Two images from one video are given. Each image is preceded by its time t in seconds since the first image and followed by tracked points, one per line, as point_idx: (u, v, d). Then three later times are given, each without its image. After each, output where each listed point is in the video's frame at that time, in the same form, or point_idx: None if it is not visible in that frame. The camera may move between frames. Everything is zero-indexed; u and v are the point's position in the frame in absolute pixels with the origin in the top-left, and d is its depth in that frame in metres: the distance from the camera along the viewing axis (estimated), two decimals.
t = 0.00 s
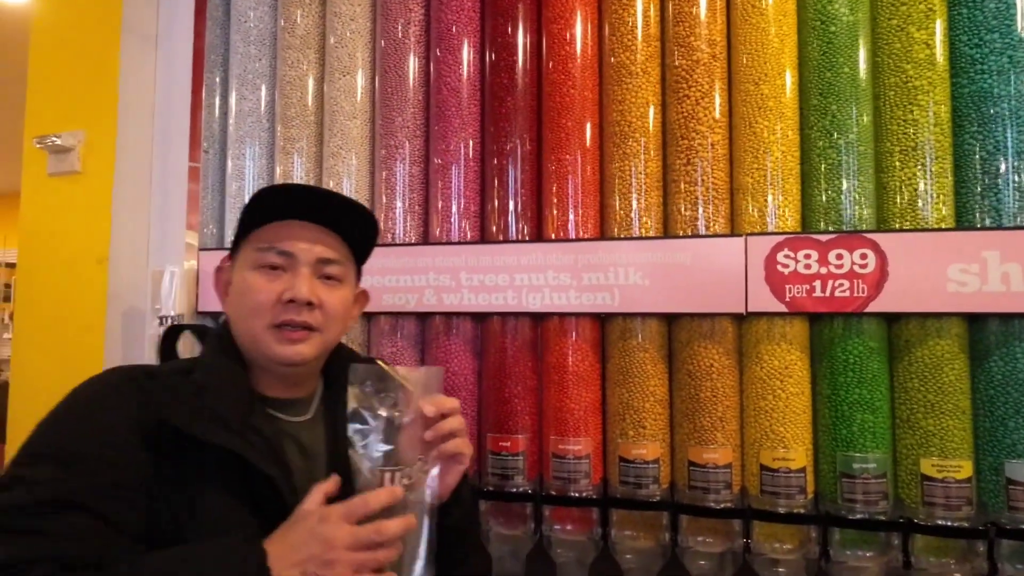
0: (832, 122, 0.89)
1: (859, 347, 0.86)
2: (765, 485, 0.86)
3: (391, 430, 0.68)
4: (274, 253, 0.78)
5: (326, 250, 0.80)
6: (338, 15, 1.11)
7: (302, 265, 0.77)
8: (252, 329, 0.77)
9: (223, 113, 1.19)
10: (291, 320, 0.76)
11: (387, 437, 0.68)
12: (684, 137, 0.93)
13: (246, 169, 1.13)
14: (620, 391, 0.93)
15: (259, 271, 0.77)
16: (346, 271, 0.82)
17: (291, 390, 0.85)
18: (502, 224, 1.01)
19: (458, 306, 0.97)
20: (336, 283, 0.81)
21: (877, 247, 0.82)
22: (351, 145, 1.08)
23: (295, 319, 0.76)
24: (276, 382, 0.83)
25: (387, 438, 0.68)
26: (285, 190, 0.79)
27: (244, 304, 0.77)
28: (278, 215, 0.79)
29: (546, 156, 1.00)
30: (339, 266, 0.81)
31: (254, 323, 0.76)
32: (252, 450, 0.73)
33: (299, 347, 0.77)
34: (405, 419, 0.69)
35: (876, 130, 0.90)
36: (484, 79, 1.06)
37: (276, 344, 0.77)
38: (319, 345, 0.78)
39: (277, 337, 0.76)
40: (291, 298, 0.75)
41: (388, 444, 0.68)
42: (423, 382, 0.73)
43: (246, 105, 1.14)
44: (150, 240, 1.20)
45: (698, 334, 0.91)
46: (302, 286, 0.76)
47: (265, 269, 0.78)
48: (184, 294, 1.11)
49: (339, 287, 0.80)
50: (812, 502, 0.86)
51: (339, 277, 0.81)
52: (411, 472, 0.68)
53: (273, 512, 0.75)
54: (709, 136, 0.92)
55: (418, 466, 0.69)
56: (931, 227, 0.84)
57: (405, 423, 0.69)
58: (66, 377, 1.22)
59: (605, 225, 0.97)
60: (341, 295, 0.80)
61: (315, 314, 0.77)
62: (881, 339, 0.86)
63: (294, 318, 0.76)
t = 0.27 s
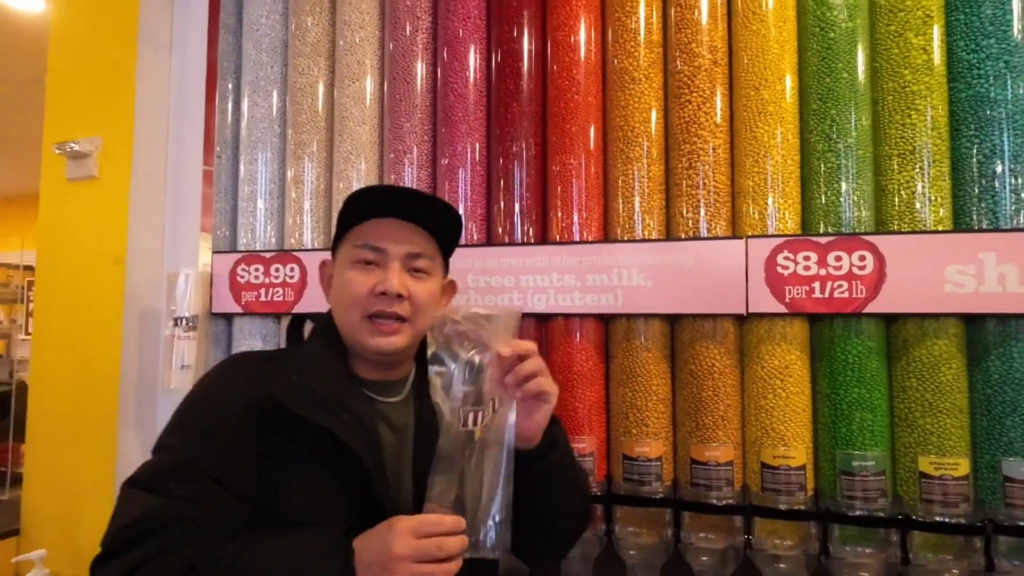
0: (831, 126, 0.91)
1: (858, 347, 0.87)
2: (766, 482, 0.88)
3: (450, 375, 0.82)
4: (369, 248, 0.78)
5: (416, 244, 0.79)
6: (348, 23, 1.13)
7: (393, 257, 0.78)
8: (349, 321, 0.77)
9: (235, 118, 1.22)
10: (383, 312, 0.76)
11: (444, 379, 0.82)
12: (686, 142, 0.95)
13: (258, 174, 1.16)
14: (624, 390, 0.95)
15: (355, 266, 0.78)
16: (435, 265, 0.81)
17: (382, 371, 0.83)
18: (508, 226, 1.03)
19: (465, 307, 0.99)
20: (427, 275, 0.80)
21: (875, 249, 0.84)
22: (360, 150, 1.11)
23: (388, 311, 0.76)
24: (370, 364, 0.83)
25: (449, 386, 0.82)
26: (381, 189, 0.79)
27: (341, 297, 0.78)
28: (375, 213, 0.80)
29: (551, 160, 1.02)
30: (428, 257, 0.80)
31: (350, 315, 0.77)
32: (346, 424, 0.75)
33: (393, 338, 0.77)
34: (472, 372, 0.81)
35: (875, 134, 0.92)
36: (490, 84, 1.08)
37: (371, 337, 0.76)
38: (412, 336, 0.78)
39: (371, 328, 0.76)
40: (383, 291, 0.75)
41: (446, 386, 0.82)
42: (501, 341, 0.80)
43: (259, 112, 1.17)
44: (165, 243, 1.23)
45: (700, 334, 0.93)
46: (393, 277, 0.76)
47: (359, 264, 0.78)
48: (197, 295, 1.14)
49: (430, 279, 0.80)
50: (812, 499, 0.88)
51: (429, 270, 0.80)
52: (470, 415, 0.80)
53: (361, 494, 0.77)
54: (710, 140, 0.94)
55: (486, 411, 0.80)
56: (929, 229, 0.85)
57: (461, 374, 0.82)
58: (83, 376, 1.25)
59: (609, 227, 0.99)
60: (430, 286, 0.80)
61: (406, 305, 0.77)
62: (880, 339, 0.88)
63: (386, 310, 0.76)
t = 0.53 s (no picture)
0: (826, 138, 0.93)
1: (853, 355, 0.89)
2: (764, 488, 0.89)
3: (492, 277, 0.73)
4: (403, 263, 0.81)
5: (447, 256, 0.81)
6: (352, 36, 1.15)
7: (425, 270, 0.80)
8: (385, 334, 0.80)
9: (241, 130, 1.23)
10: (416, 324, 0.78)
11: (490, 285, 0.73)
12: (684, 152, 0.97)
13: (264, 184, 1.18)
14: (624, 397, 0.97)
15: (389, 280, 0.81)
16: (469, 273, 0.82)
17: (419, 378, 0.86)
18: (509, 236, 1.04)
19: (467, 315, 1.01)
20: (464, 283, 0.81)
21: (869, 258, 0.85)
22: (364, 160, 1.13)
23: (420, 323, 0.78)
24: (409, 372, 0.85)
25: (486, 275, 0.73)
26: (392, 210, 0.83)
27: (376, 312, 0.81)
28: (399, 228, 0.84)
29: (552, 171, 1.04)
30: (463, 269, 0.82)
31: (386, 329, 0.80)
32: (377, 430, 0.77)
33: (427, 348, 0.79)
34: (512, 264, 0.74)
35: (869, 145, 0.94)
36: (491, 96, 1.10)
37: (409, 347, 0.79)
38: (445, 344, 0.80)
39: (406, 339, 0.79)
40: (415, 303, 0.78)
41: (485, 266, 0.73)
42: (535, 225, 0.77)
43: (265, 123, 1.19)
44: (172, 251, 1.25)
45: (698, 342, 0.94)
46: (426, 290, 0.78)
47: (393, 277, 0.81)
48: (205, 301, 1.16)
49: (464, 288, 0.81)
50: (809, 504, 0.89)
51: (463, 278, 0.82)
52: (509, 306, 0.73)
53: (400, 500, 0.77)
54: (707, 150, 0.96)
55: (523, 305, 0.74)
56: (921, 238, 0.87)
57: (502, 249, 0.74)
58: (92, 383, 1.27)
59: (609, 237, 1.01)
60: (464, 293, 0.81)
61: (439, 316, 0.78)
62: (875, 347, 0.89)
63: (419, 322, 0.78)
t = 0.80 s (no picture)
0: (817, 152, 0.95)
1: (844, 366, 0.90)
2: (757, 496, 0.90)
3: (512, 289, 0.74)
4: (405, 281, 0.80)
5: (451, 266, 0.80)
6: (353, 52, 1.17)
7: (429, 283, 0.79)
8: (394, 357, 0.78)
9: (243, 142, 1.25)
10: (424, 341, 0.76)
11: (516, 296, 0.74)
12: (678, 166, 0.99)
13: (266, 196, 1.20)
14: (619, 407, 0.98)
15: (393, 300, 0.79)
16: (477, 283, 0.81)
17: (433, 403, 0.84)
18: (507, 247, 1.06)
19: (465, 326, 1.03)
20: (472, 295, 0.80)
21: (859, 271, 0.87)
22: (365, 173, 1.15)
23: (428, 340, 0.76)
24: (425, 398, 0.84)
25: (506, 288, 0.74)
26: (390, 219, 0.83)
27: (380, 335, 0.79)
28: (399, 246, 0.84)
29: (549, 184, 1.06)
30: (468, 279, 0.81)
31: (394, 352, 0.78)
32: (389, 465, 0.77)
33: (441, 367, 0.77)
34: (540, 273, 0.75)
35: (859, 160, 0.96)
36: (489, 110, 1.12)
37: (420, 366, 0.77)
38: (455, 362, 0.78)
39: (414, 359, 0.77)
40: (422, 320, 0.76)
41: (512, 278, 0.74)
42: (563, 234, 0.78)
43: (267, 136, 1.21)
44: (173, 265, 1.29)
45: (692, 352, 0.96)
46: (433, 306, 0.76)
47: (397, 297, 0.80)
48: (206, 311, 1.18)
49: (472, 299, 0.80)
50: (802, 513, 0.91)
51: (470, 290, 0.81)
52: (531, 319, 0.74)
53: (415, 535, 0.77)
54: (701, 164, 0.98)
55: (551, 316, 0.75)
56: (910, 250, 0.89)
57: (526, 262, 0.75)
58: (94, 392, 1.28)
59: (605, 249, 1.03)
60: (473, 307, 0.79)
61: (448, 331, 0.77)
62: (865, 358, 0.91)
63: (429, 340, 0.76)
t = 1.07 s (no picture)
0: (802, 166, 0.97)
1: (831, 374, 0.92)
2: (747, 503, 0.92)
3: (523, 312, 0.74)
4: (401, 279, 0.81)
5: (449, 263, 0.81)
6: (349, 65, 1.19)
7: (425, 285, 0.79)
8: (391, 367, 0.79)
9: (241, 152, 1.27)
10: (423, 345, 0.77)
11: (528, 316, 0.74)
12: (667, 179, 1.01)
13: (262, 206, 1.21)
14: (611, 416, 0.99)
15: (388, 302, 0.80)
16: (476, 282, 0.82)
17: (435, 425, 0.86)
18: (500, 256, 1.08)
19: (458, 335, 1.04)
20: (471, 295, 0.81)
21: (843, 282, 0.89)
22: (360, 185, 1.16)
23: (427, 343, 0.77)
24: (424, 423, 0.86)
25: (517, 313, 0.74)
26: (385, 203, 0.85)
27: (375, 342, 0.79)
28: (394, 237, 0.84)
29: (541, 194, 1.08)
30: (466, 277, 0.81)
31: (391, 360, 0.79)
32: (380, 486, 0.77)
33: (439, 378, 0.79)
34: (552, 283, 0.75)
35: (843, 173, 0.98)
36: (483, 123, 1.14)
37: (417, 380, 0.79)
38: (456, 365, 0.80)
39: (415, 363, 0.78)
40: (420, 325, 0.77)
41: (519, 291, 0.74)
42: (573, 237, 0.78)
43: (264, 147, 1.23)
44: (169, 272, 1.28)
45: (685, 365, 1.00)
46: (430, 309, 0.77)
47: (392, 298, 0.81)
48: (202, 321, 1.18)
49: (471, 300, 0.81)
50: (790, 520, 0.92)
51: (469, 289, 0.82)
52: (547, 339, 0.74)
53: None
54: (690, 177, 1.00)
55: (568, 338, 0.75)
56: (893, 261, 0.91)
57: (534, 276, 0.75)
58: (89, 401, 1.29)
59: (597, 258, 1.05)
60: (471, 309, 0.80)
61: (448, 335, 0.78)
62: (851, 366, 0.93)
63: (427, 346, 0.77)
